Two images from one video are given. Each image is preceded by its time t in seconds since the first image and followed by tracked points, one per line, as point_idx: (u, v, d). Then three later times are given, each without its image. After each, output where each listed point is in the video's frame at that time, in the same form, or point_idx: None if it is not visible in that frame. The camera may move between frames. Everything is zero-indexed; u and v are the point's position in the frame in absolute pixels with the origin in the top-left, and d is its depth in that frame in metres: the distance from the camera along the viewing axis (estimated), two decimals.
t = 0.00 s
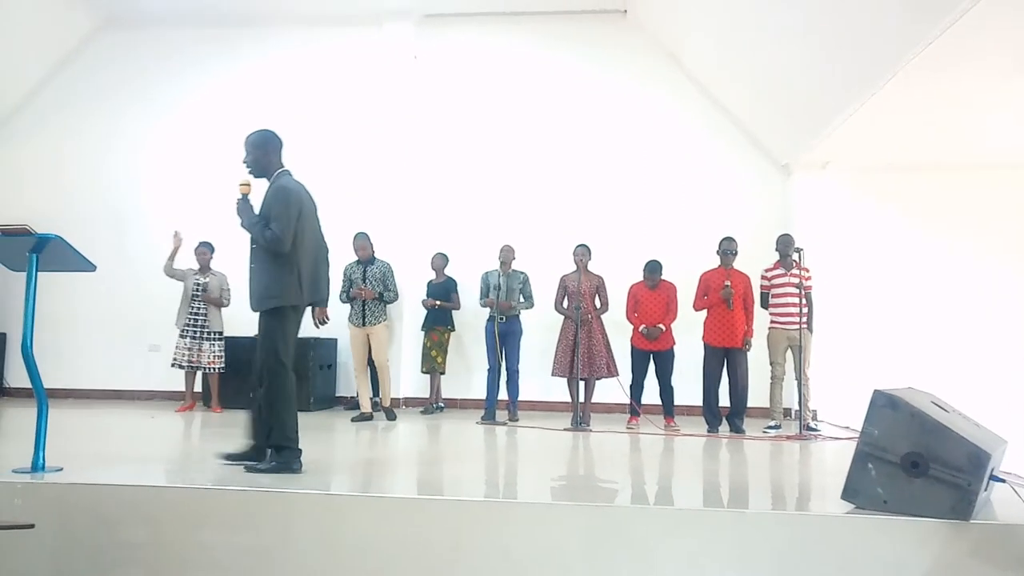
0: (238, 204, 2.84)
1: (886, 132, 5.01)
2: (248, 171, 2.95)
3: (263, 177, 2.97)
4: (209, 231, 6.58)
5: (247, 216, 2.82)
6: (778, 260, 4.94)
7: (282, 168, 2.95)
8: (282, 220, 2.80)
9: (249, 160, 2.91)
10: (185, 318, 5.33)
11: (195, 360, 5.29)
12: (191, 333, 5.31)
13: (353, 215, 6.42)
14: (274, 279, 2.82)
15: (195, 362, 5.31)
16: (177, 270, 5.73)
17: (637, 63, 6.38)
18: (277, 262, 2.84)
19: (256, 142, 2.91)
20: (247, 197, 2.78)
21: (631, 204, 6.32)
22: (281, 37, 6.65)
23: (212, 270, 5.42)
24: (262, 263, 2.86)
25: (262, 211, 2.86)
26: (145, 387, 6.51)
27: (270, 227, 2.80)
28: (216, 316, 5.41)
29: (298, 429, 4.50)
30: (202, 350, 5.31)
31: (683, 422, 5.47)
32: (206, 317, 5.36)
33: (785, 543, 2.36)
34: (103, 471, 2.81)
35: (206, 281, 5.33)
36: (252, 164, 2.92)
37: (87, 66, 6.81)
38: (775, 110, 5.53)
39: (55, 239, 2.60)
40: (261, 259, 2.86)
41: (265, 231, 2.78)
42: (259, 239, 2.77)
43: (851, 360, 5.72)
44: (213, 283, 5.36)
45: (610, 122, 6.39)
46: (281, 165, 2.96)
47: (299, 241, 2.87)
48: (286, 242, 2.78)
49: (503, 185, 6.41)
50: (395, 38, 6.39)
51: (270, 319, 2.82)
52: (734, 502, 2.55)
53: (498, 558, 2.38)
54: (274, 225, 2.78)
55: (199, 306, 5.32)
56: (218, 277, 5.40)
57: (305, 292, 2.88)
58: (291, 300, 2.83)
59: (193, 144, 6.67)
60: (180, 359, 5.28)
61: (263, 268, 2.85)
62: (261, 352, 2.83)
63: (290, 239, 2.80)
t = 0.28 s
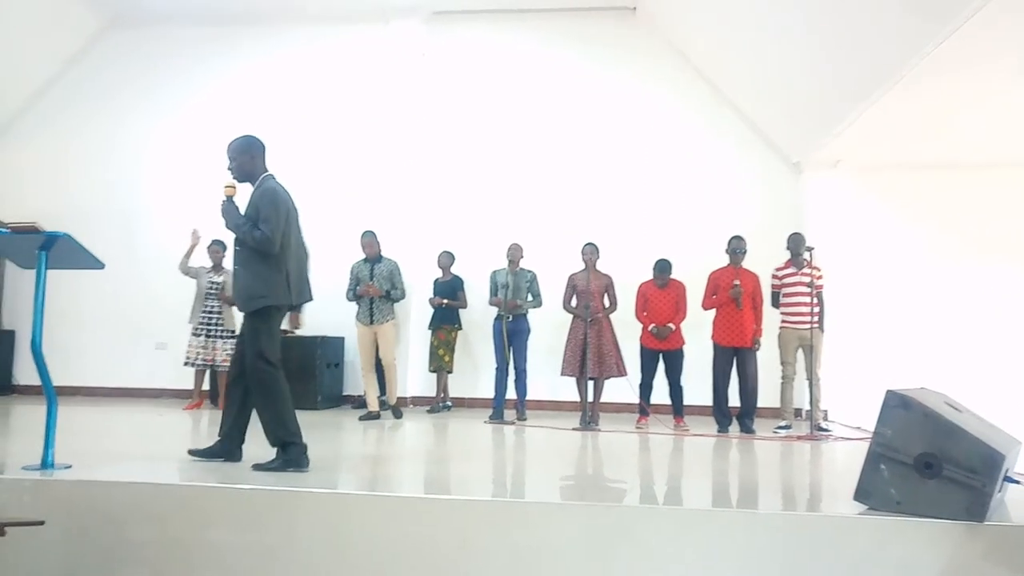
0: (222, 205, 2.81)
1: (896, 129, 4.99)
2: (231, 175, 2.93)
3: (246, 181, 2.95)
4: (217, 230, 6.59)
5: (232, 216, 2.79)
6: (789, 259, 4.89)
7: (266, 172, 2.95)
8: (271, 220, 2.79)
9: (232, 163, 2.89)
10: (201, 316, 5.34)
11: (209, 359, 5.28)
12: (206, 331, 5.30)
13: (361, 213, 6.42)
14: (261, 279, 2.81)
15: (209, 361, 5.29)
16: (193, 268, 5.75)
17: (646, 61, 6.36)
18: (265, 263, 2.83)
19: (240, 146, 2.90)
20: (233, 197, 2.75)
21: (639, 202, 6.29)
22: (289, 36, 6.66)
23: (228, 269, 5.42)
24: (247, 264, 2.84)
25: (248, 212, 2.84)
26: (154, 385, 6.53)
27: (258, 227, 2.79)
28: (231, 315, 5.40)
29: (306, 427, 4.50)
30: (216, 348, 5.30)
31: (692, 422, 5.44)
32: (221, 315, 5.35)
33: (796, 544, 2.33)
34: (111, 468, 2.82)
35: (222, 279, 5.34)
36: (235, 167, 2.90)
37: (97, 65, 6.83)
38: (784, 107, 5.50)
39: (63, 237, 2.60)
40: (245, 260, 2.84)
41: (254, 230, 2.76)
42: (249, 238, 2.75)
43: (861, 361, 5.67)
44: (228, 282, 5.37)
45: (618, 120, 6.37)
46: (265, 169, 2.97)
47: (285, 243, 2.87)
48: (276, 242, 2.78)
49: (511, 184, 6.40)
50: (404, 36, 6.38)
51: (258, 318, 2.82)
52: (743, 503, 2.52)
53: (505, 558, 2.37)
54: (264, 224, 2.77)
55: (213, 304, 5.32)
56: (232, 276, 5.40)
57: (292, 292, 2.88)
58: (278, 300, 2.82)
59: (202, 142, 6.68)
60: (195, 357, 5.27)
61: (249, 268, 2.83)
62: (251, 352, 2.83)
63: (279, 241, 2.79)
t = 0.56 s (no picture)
0: (220, 190, 2.84)
1: (915, 123, 4.95)
2: (229, 166, 2.98)
3: (243, 174, 3.02)
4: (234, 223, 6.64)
5: (231, 202, 2.84)
6: (803, 254, 4.87)
7: (263, 167, 3.03)
8: (271, 211, 2.90)
9: (233, 154, 2.95)
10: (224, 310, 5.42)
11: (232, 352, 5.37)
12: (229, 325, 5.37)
13: (376, 209, 6.46)
14: (257, 266, 2.90)
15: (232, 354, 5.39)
16: (216, 260, 5.79)
17: (661, 56, 6.34)
18: (259, 251, 2.92)
19: (243, 139, 2.97)
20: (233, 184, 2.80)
21: (654, 198, 6.28)
22: (305, 31, 6.70)
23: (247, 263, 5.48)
24: (241, 252, 2.91)
25: (246, 203, 2.91)
26: (171, 377, 6.60)
27: (258, 216, 2.88)
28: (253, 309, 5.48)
29: (322, 420, 4.54)
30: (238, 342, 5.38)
31: (707, 417, 5.44)
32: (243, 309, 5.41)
33: (811, 539, 2.34)
34: (131, 459, 2.86)
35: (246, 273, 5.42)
36: (236, 159, 2.96)
37: (115, 60, 6.89)
38: (801, 103, 5.47)
39: (85, 230, 2.63)
40: (240, 247, 2.91)
41: (256, 218, 2.85)
42: (251, 225, 2.83)
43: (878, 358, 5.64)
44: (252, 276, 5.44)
45: (633, 115, 6.36)
46: (262, 164, 3.05)
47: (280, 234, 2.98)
48: (275, 232, 2.89)
49: (526, 179, 6.40)
50: (419, 31, 6.38)
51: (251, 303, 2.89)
52: (759, 498, 2.53)
53: (519, 548, 2.39)
54: (266, 214, 2.86)
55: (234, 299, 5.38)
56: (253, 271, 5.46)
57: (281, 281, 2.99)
58: (270, 287, 2.92)
59: (218, 136, 6.73)
60: (218, 351, 5.35)
61: (242, 256, 2.91)
62: (244, 335, 2.87)
63: (278, 231, 2.90)
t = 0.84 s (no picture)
0: (216, 186, 2.81)
1: (930, 115, 4.90)
2: (227, 166, 2.98)
3: (239, 175, 3.01)
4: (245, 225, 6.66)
5: (230, 199, 2.82)
6: (816, 253, 4.85)
7: (257, 169, 3.04)
8: (272, 210, 2.92)
9: (231, 154, 2.95)
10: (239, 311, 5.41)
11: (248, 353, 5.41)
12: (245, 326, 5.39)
13: (387, 209, 6.46)
14: (258, 266, 2.91)
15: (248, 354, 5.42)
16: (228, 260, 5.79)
17: (672, 54, 6.31)
18: (260, 250, 2.94)
19: (239, 139, 2.97)
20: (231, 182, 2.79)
21: (665, 197, 6.26)
22: (315, 32, 6.71)
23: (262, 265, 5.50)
24: (242, 253, 2.92)
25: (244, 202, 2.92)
26: (183, 378, 6.63)
27: (258, 214, 2.89)
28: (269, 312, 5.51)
29: (333, 420, 4.55)
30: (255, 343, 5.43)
31: (719, 417, 5.42)
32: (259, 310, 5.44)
33: (826, 540, 2.31)
34: (143, 460, 2.86)
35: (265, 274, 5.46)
36: (234, 159, 2.96)
37: (127, 63, 6.93)
38: (814, 100, 5.43)
39: (98, 233, 2.63)
40: (241, 246, 2.93)
41: (258, 216, 2.86)
42: (253, 223, 2.84)
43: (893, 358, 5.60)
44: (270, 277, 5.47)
45: (643, 114, 6.33)
46: (257, 166, 3.05)
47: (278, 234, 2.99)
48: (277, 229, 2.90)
49: (536, 178, 6.39)
50: (429, 30, 6.36)
51: (251, 305, 2.90)
52: (773, 499, 2.51)
53: (530, 549, 2.38)
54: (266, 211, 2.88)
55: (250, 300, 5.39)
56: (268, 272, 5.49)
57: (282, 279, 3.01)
58: (269, 288, 2.94)
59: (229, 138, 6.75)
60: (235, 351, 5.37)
61: (244, 256, 2.92)
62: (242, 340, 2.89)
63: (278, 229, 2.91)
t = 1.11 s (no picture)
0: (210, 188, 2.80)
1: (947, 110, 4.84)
2: (217, 165, 2.96)
3: (229, 174, 3.00)
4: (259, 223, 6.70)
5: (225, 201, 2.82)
6: (830, 249, 4.81)
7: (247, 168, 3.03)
8: (265, 212, 2.94)
9: (223, 154, 2.93)
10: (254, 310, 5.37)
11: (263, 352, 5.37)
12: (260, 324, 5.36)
13: (399, 208, 6.47)
14: (251, 268, 2.93)
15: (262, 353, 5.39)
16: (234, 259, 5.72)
17: (684, 50, 6.28)
18: (253, 252, 2.95)
19: (230, 138, 2.95)
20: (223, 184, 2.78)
21: (677, 194, 6.23)
22: (326, 31, 6.72)
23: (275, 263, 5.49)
24: (234, 254, 2.92)
25: (236, 204, 2.92)
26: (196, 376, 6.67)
27: (253, 217, 2.90)
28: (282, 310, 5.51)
29: (346, 418, 4.56)
30: (270, 342, 5.41)
31: (732, 415, 5.39)
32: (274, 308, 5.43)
33: (840, 539, 2.30)
34: (158, 457, 2.88)
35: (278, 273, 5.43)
36: (225, 158, 2.94)
37: (140, 63, 6.98)
38: (828, 96, 5.39)
39: (113, 231, 2.65)
40: (233, 247, 2.92)
41: (251, 219, 2.87)
42: (250, 226, 2.85)
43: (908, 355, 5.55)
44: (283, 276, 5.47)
45: (655, 111, 6.30)
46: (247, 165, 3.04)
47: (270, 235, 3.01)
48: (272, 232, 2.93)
49: (548, 176, 6.38)
50: (440, 29, 6.34)
51: (243, 307, 2.91)
52: (787, 496, 2.49)
53: (542, 548, 2.38)
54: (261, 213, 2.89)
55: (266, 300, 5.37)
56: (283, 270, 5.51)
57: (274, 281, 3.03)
58: (263, 291, 2.95)
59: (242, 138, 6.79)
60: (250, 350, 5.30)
61: (236, 258, 2.92)
62: (232, 341, 2.92)
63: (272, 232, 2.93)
